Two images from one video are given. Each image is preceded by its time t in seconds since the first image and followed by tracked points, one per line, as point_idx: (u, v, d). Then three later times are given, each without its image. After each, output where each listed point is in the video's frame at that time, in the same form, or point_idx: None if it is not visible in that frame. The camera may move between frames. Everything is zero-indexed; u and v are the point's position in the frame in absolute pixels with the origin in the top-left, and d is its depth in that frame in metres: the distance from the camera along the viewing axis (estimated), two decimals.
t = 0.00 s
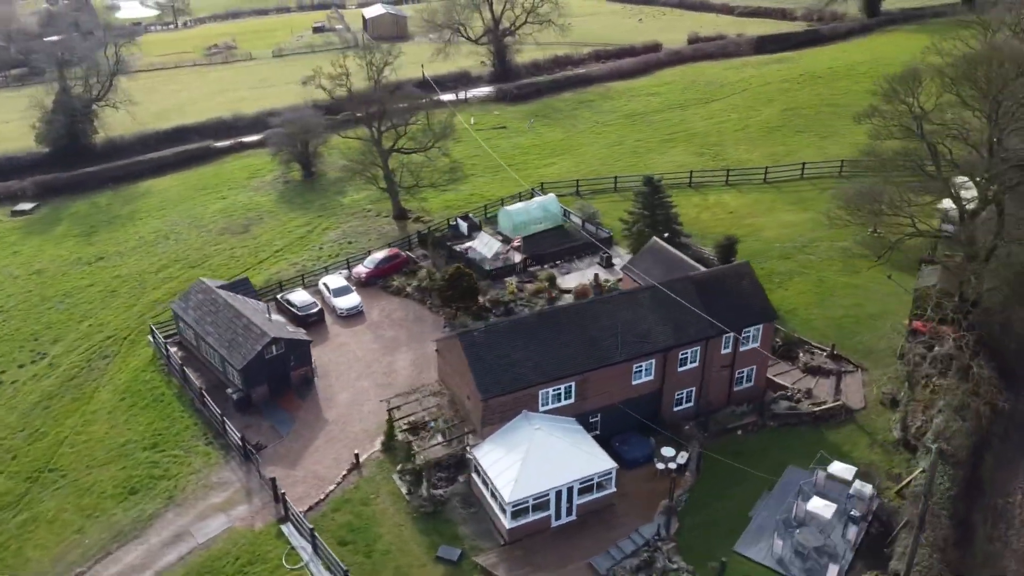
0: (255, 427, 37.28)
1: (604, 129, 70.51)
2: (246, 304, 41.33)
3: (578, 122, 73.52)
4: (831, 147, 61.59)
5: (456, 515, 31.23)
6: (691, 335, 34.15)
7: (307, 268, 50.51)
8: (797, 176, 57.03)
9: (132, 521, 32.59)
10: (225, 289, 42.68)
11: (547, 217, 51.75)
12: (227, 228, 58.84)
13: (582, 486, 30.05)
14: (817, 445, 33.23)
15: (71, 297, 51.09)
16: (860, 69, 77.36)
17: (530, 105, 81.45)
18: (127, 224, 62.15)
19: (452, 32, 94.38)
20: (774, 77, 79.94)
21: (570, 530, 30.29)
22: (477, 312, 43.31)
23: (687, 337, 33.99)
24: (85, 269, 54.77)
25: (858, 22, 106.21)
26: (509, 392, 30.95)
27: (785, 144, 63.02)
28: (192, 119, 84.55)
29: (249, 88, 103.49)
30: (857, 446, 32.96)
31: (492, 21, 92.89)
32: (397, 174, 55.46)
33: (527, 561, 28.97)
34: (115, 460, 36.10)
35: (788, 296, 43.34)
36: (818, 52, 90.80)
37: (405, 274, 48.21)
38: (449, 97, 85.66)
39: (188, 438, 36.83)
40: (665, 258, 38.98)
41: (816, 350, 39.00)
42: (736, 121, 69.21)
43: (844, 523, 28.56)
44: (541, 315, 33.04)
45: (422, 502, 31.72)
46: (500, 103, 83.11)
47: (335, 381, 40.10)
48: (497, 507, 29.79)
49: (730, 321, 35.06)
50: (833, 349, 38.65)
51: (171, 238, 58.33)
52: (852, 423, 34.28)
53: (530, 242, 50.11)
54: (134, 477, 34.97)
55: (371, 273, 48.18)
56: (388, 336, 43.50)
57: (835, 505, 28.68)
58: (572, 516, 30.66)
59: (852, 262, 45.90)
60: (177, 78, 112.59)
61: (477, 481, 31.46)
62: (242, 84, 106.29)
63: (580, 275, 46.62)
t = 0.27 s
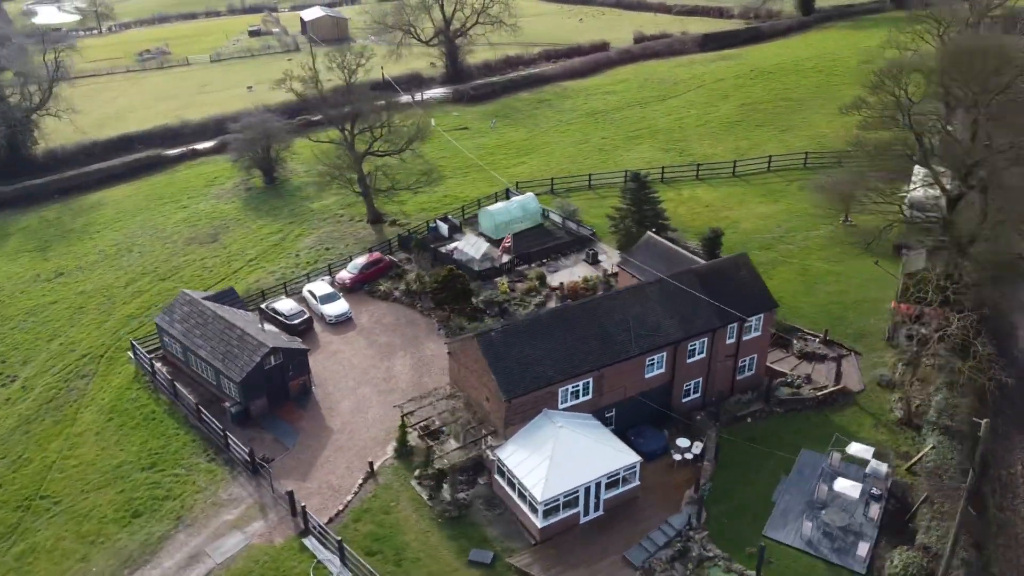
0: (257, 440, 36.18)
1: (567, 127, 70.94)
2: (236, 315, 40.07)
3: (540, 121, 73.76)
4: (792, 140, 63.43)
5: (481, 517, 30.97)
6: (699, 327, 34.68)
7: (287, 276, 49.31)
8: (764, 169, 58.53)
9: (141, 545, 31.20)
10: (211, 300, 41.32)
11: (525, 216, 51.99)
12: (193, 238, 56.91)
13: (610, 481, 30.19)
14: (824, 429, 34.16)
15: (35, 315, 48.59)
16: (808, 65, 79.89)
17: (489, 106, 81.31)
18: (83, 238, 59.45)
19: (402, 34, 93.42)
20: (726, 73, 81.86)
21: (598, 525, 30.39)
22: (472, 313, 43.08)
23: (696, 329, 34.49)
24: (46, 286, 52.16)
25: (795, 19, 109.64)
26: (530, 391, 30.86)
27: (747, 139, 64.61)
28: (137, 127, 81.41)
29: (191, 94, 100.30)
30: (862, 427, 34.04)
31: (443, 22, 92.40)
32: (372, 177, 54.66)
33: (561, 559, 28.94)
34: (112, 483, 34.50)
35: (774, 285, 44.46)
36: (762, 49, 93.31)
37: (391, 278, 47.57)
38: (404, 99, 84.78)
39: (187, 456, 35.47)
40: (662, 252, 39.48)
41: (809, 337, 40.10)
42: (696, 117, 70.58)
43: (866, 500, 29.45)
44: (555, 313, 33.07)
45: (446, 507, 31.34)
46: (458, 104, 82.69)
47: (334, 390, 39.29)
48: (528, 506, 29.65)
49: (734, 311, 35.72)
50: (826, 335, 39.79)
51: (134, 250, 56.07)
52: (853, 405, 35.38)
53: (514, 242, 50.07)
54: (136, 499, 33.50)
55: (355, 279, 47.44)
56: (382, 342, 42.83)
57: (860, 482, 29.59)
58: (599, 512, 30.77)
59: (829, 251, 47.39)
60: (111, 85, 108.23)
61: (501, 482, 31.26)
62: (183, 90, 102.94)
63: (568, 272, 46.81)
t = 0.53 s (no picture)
0: (262, 454, 35.11)
1: (531, 127, 71.11)
2: (229, 326, 38.81)
3: (502, 121, 73.76)
4: (753, 135, 65.05)
5: (508, 518, 30.78)
6: (706, 318, 35.22)
7: (267, 285, 48.05)
8: (732, 164, 59.87)
9: (155, 569, 29.89)
10: (200, 312, 40.00)
11: (505, 216, 51.90)
12: (159, 250, 54.89)
13: (636, 473, 30.40)
14: (828, 412, 35.16)
15: None
16: (758, 62, 82.06)
17: (446, 107, 80.89)
18: (37, 254, 56.67)
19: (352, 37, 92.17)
20: (679, 71, 83.37)
21: (626, 518, 30.56)
22: (467, 315, 42.80)
23: (703, 320, 35.04)
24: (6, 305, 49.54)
25: (735, 18, 112.47)
26: (552, 389, 30.84)
27: (710, 135, 65.96)
28: (80, 136, 78.04)
29: (130, 102, 96.68)
30: (864, 408, 35.16)
31: (394, 24, 91.45)
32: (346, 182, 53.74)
33: (595, 554, 29.02)
34: (112, 507, 32.96)
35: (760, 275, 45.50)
36: (709, 47, 95.32)
37: (377, 282, 46.90)
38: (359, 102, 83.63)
39: (191, 474, 34.16)
40: (657, 247, 40.03)
41: (800, 324, 41.17)
42: (656, 114, 71.70)
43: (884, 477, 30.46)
44: (568, 310, 33.11)
45: (470, 509, 31.04)
46: (415, 107, 82.00)
47: (335, 399, 38.46)
48: (558, 503, 29.62)
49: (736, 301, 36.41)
50: (816, 322, 40.93)
51: (96, 265, 53.76)
52: (851, 388, 36.56)
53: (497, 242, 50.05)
54: (142, 522, 32.10)
55: (340, 286, 46.55)
56: (377, 348, 42.18)
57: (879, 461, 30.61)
58: (626, 505, 30.94)
59: (806, 240, 48.86)
60: (42, 94, 103.34)
61: (525, 482, 31.13)
62: (120, 98, 99.16)
63: (557, 271, 46.90)
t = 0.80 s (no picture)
0: (271, 467, 34.15)
1: (495, 128, 70.91)
2: (223, 339, 37.57)
3: (464, 122, 73.46)
4: (716, 131, 66.39)
5: (535, 518, 30.72)
6: (711, 309, 35.82)
7: (249, 296, 46.73)
8: (700, 159, 61.00)
9: None
10: (191, 326, 38.68)
11: (484, 216, 51.72)
12: (126, 263, 52.77)
13: (661, 465, 30.71)
14: (830, 395, 36.18)
15: None
16: (708, 59, 83.79)
17: (404, 110, 80.11)
18: None
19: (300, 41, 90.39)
20: (633, 69, 84.38)
21: (652, 510, 30.87)
22: (462, 317, 42.49)
23: (708, 312, 35.64)
24: None
25: (677, 16, 114.56)
26: (573, 387, 30.89)
27: (674, 131, 67.01)
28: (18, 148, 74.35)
29: (66, 112, 92.57)
30: (863, 390, 36.32)
31: (343, 26, 89.87)
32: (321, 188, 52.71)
33: (628, 547, 29.24)
34: (119, 532, 31.57)
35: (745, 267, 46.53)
36: (657, 45, 96.81)
37: (363, 288, 46.20)
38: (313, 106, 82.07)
39: (199, 493, 32.99)
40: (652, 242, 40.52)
41: (790, 312, 42.26)
42: (617, 111, 72.52)
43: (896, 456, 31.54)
44: (581, 307, 33.18)
45: (496, 511, 30.86)
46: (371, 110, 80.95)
47: (338, 408, 37.67)
48: (588, 500, 29.71)
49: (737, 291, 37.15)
50: (805, 309, 42.07)
51: (58, 281, 51.33)
52: (847, 371, 37.73)
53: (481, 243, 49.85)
54: (153, 545, 30.83)
55: (325, 293, 45.67)
56: (372, 354, 41.50)
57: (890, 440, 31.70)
58: (650, 498, 31.24)
59: (782, 231, 50.20)
60: None
61: (550, 480, 31.13)
62: (54, 107, 94.82)
63: (545, 269, 46.95)
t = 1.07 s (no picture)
0: (283, 479, 33.26)
1: (460, 129, 70.58)
2: (221, 351, 36.43)
3: (426, 123, 72.99)
4: (680, 126, 67.56)
5: (562, 513, 30.74)
6: (714, 299, 36.48)
7: (232, 306, 45.44)
8: (669, 154, 61.98)
9: None
10: (184, 339, 37.40)
11: (465, 216, 51.35)
12: (93, 278, 50.65)
13: (684, 455, 31.10)
14: (829, 379, 37.25)
15: None
16: (662, 57, 85.21)
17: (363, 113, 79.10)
18: None
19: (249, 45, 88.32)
20: (588, 68, 85.21)
21: (677, 500, 31.25)
22: (458, 318, 42.20)
23: (712, 302, 36.29)
24: None
25: (621, 16, 116.06)
26: (595, 381, 31.04)
27: (639, 128, 67.93)
28: None
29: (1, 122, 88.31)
30: (860, 373, 37.51)
31: (293, 29, 88.05)
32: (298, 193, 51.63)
33: (659, 537, 29.53)
34: (131, 556, 30.21)
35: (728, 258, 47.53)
36: (607, 44, 97.86)
37: (351, 294, 45.47)
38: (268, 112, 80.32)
39: (210, 510, 31.86)
40: (646, 236, 41.01)
41: (778, 300, 43.37)
42: (580, 110, 73.12)
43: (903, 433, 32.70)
44: (594, 301, 33.35)
45: (524, 510, 30.78)
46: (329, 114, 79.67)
47: (344, 414, 36.94)
48: (617, 493, 29.88)
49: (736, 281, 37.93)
50: (792, 297, 43.23)
51: (22, 299, 48.91)
52: (842, 355, 38.89)
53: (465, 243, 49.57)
54: (170, 567, 29.64)
55: (313, 299, 44.77)
56: (370, 359, 40.86)
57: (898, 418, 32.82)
58: (674, 487, 31.61)
59: (759, 222, 51.47)
60: None
61: (575, 476, 31.18)
62: None
63: (534, 268, 47.00)
